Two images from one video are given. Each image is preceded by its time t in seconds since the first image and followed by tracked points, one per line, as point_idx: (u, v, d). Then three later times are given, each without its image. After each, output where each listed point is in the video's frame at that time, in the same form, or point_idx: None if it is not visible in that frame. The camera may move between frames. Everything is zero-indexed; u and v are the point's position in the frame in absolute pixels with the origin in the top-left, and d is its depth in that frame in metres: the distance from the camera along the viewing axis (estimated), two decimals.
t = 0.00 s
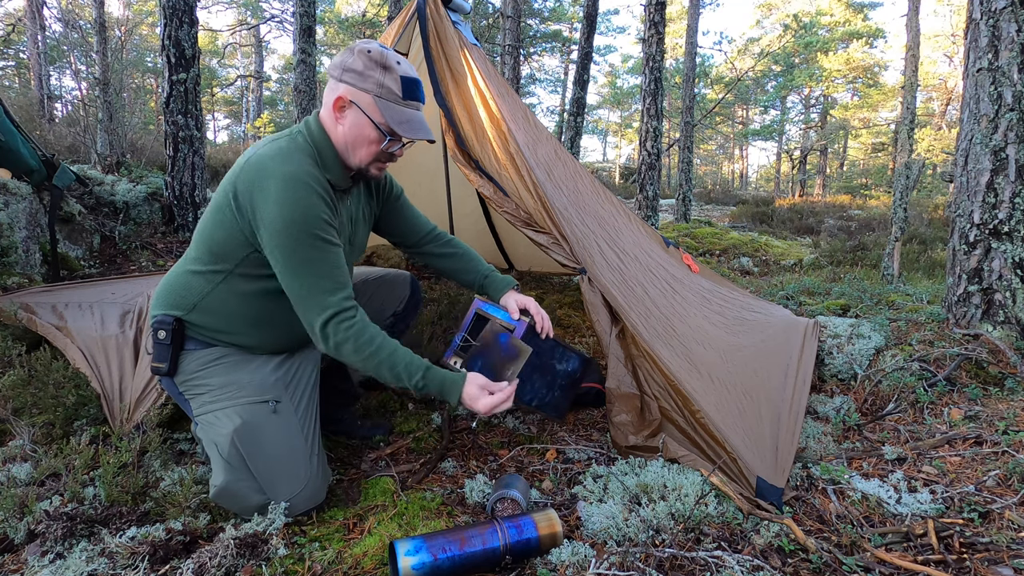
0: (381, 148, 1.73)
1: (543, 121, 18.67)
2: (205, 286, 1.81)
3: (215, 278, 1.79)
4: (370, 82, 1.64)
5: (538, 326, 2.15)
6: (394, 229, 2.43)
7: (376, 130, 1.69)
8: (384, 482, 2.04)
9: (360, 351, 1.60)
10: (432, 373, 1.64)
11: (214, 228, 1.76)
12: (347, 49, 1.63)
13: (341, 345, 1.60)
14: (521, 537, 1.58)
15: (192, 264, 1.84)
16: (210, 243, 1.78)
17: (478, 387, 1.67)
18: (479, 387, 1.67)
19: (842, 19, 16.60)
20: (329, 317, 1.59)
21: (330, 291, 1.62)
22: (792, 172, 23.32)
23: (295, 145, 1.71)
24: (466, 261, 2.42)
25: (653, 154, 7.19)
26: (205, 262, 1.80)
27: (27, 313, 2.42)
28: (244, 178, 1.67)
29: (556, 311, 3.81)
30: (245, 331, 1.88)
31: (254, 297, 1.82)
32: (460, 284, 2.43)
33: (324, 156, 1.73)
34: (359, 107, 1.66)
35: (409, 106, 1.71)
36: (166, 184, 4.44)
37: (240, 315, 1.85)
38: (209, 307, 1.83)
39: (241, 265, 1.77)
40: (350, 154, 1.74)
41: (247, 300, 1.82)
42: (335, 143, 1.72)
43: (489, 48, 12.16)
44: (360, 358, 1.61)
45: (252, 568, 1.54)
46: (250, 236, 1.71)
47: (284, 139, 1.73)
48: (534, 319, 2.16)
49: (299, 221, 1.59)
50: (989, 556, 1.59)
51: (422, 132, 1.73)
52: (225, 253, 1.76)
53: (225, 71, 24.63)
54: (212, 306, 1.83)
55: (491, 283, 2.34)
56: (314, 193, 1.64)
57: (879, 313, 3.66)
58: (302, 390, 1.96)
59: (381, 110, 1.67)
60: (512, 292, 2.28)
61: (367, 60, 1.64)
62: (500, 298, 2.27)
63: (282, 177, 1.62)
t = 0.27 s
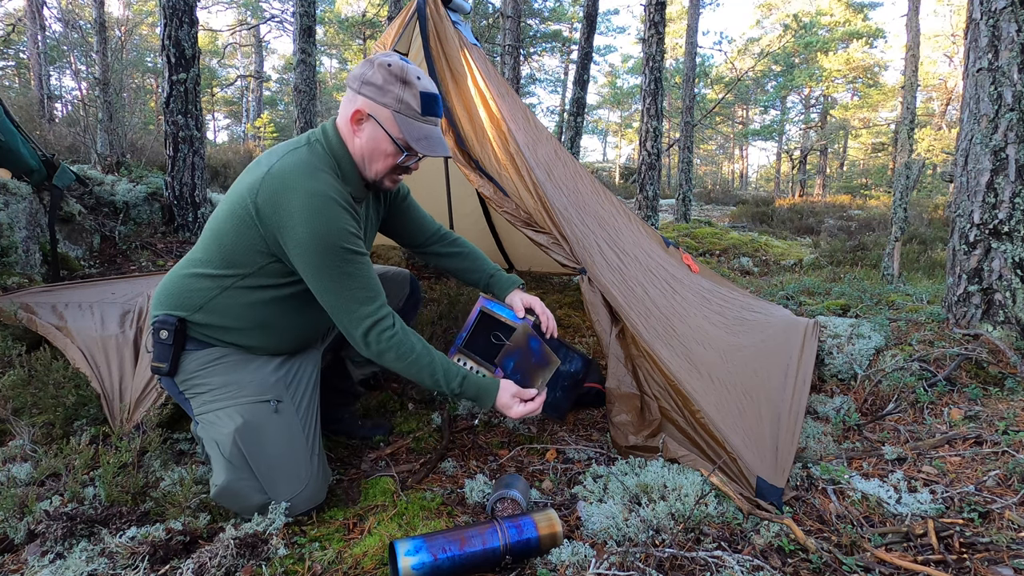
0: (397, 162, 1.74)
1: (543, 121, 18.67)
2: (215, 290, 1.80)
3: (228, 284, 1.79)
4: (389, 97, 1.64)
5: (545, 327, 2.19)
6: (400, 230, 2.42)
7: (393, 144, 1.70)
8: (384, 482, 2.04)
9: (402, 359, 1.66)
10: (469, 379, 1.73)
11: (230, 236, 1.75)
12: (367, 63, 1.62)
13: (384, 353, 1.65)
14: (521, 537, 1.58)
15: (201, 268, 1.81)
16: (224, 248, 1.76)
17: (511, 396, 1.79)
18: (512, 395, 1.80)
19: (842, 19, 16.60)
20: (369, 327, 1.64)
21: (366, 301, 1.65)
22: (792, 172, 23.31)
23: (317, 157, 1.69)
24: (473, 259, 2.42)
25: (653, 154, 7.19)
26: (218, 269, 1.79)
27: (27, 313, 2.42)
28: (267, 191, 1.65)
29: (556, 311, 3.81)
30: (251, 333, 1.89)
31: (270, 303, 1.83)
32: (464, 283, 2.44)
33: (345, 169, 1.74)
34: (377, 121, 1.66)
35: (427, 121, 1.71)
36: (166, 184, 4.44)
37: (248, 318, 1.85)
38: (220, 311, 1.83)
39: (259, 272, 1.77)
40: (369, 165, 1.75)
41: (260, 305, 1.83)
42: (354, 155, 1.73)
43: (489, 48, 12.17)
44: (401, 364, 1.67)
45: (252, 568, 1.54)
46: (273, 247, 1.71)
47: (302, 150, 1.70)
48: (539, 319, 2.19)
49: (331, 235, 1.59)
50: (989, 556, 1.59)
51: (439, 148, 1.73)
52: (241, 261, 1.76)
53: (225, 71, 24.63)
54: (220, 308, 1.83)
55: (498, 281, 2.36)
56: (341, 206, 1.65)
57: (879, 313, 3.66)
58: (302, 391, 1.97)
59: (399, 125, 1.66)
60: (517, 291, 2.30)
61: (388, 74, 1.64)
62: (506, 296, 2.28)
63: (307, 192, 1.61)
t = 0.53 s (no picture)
0: (403, 166, 1.74)
1: (543, 121, 18.67)
2: (219, 291, 1.81)
3: (233, 285, 1.79)
4: (395, 102, 1.64)
5: (547, 329, 2.18)
6: (402, 231, 2.41)
7: (399, 149, 1.70)
8: (384, 482, 2.04)
9: (408, 361, 1.66)
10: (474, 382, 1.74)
11: (235, 238, 1.75)
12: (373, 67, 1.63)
13: (388, 356, 1.65)
14: (521, 537, 1.58)
15: (205, 269, 1.82)
16: (230, 249, 1.77)
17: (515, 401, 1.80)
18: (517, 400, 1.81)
19: (842, 19, 16.59)
20: (374, 329, 1.63)
21: (372, 304, 1.65)
22: (792, 172, 23.32)
23: (323, 161, 1.70)
24: (474, 260, 2.43)
25: (653, 154, 7.19)
26: (223, 270, 1.79)
27: (27, 313, 2.42)
28: (273, 194, 1.65)
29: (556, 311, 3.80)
30: (254, 333, 1.89)
31: (274, 304, 1.84)
32: (466, 282, 2.44)
33: (351, 172, 1.75)
34: (383, 125, 1.66)
35: (433, 126, 1.71)
36: (166, 184, 4.44)
37: (252, 318, 1.85)
38: (224, 311, 1.83)
39: (264, 273, 1.78)
40: (375, 169, 1.76)
41: (264, 306, 1.83)
42: (360, 159, 1.74)
43: (489, 48, 12.17)
44: (406, 367, 1.67)
45: (252, 568, 1.54)
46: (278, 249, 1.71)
47: (308, 152, 1.70)
48: (542, 320, 2.19)
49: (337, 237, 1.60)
50: (989, 556, 1.59)
51: (444, 153, 1.73)
52: (246, 262, 1.77)
53: (225, 71, 24.64)
54: (224, 308, 1.83)
55: (500, 282, 2.36)
56: (347, 209, 1.66)
57: (879, 313, 3.66)
58: (304, 390, 1.97)
59: (405, 130, 1.66)
60: (519, 291, 2.30)
61: (394, 79, 1.64)
62: (508, 296, 2.28)
63: (314, 196, 1.61)
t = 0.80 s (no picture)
0: (402, 165, 1.74)
1: (542, 121, 18.66)
2: (218, 290, 1.81)
3: (233, 284, 1.79)
4: (394, 101, 1.64)
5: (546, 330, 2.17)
6: (402, 232, 2.42)
7: (398, 147, 1.70)
8: (384, 482, 2.04)
9: (406, 360, 1.66)
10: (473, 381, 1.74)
11: (234, 237, 1.76)
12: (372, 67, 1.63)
13: (386, 355, 1.65)
14: (521, 537, 1.58)
15: (205, 267, 1.82)
16: (229, 248, 1.77)
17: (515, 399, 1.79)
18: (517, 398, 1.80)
19: (842, 19, 16.59)
20: (371, 328, 1.63)
21: (369, 303, 1.65)
22: (792, 172, 23.32)
23: (322, 159, 1.70)
24: (474, 260, 2.43)
25: (653, 154, 7.19)
26: (222, 268, 1.79)
27: (27, 313, 2.42)
28: (272, 193, 1.65)
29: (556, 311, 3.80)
30: (254, 332, 1.89)
31: (272, 303, 1.83)
32: (466, 283, 2.44)
33: (350, 171, 1.74)
34: (382, 124, 1.66)
35: (432, 124, 1.71)
36: (166, 184, 4.44)
37: (252, 317, 1.85)
38: (223, 310, 1.83)
39: (264, 273, 1.78)
40: (374, 168, 1.75)
41: (264, 305, 1.83)
42: (359, 158, 1.74)
43: (489, 48, 12.17)
44: (404, 366, 1.67)
45: (252, 568, 1.54)
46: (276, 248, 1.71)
47: (307, 152, 1.70)
48: (542, 321, 2.17)
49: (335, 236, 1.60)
50: (989, 556, 1.59)
51: (443, 151, 1.73)
52: (245, 261, 1.77)
53: (225, 71, 24.64)
54: (223, 307, 1.83)
55: (500, 283, 2.36)
56: (346, 208, 1.66)
57: (879, 313, 3.66)
58: (304, 390, 1.97)
59: (404, 128, 1.66)
60: (519, 292, 2.29)
61: (393, 78, 1.64)
62: (508, 297, 2.28)
63: (313, 194, 1.61)
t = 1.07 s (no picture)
0: (401, 164, 1.74)
1: (542, 121, 18.66)
2: (219, 290, 1.81)
3: (233, 284, 1.79)
4: (393, 100, 1.64)
5: (546, 331, 2.18)
6: (402, 232, 2.42)
7: (397, 147, 1.69)
8: (384, 482, 2.04)
9: (408, 359, 1.66)
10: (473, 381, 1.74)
11: (234, 236, 1.75)
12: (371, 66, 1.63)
13: (387, 354, 1.64)
14: (521, 537, 1.58)
15: (205, 267, 1.82)
16: (229, 249, 1.77)
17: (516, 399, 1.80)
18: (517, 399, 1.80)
19: (842, 19, 16.59)
20: (372, 327, 1.63)
21: (370, 302, 1.65)
22: (792, 172, 23.32)
23: (322, 159, 1.70)
24: (474, 260, 2.43)
25: (653, 154, 7.19)
26: (223, 268, 1.79)
27: (27, 313, 2.42)
28: (272, 193, 1.65)
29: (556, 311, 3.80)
30: (254, 332, 1.89)
31: (273, 303, 1.83)
32: (465, 284, 2.44)
33: (350, 171, 1.74)
34: (381, 124, 1.66)
35: (431, 124, 1.70)
36: (166, 184, 4.44)
37: (253, 317, 1.85)
38: (223, 310, 1.83)
39: (264, 272, 1.78)
40: (374, 167, 1.75)
41: (264, 305, 1.83)
42: (358, 157, 1.73)
43: (489, 48, 12.17)
44: (405, 365, 1.67)
45: (252, 568, 1.54)
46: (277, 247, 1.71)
47: (307, 151, 1.70)
48: (541, 321, 2.18)
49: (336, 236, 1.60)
50: (989, 556, 1.59)
51: (441, 151, 1.73)
52: (246, 260, 1.77)
53: (225, 71, 24.65)
54: (223, 307, 1.83)
55: (499, 283, 2.36)
56: (346, 207, 1.65)
57: (879, 313, 3.66)
58: (304, 390, 1.97)
59: (402, 127, 1.66)
60: (519, 292, 2.29)
61: (391, 77, 1.64)
62: (507, 297, 2.28)
63: (314, 194, 1.61)
